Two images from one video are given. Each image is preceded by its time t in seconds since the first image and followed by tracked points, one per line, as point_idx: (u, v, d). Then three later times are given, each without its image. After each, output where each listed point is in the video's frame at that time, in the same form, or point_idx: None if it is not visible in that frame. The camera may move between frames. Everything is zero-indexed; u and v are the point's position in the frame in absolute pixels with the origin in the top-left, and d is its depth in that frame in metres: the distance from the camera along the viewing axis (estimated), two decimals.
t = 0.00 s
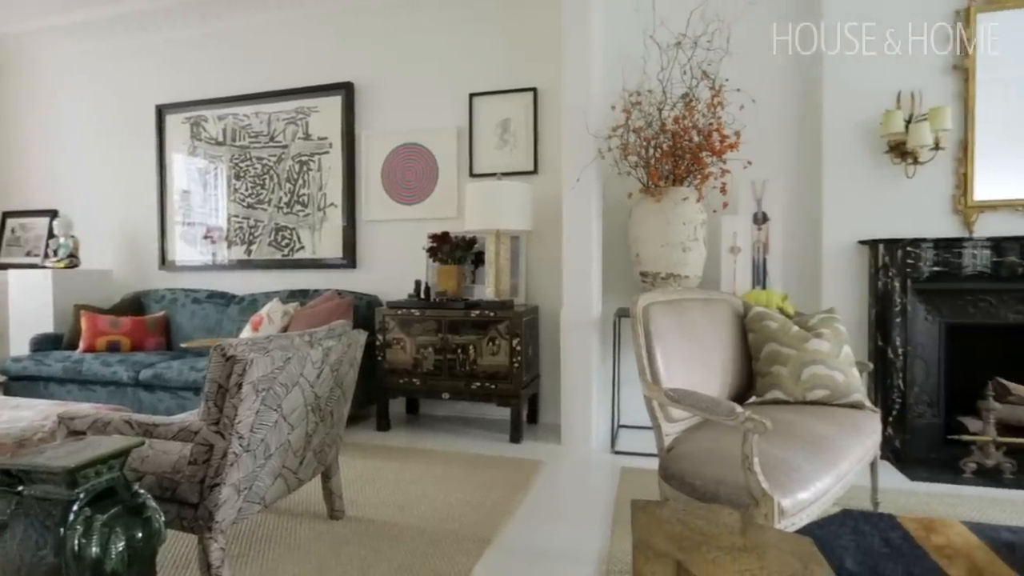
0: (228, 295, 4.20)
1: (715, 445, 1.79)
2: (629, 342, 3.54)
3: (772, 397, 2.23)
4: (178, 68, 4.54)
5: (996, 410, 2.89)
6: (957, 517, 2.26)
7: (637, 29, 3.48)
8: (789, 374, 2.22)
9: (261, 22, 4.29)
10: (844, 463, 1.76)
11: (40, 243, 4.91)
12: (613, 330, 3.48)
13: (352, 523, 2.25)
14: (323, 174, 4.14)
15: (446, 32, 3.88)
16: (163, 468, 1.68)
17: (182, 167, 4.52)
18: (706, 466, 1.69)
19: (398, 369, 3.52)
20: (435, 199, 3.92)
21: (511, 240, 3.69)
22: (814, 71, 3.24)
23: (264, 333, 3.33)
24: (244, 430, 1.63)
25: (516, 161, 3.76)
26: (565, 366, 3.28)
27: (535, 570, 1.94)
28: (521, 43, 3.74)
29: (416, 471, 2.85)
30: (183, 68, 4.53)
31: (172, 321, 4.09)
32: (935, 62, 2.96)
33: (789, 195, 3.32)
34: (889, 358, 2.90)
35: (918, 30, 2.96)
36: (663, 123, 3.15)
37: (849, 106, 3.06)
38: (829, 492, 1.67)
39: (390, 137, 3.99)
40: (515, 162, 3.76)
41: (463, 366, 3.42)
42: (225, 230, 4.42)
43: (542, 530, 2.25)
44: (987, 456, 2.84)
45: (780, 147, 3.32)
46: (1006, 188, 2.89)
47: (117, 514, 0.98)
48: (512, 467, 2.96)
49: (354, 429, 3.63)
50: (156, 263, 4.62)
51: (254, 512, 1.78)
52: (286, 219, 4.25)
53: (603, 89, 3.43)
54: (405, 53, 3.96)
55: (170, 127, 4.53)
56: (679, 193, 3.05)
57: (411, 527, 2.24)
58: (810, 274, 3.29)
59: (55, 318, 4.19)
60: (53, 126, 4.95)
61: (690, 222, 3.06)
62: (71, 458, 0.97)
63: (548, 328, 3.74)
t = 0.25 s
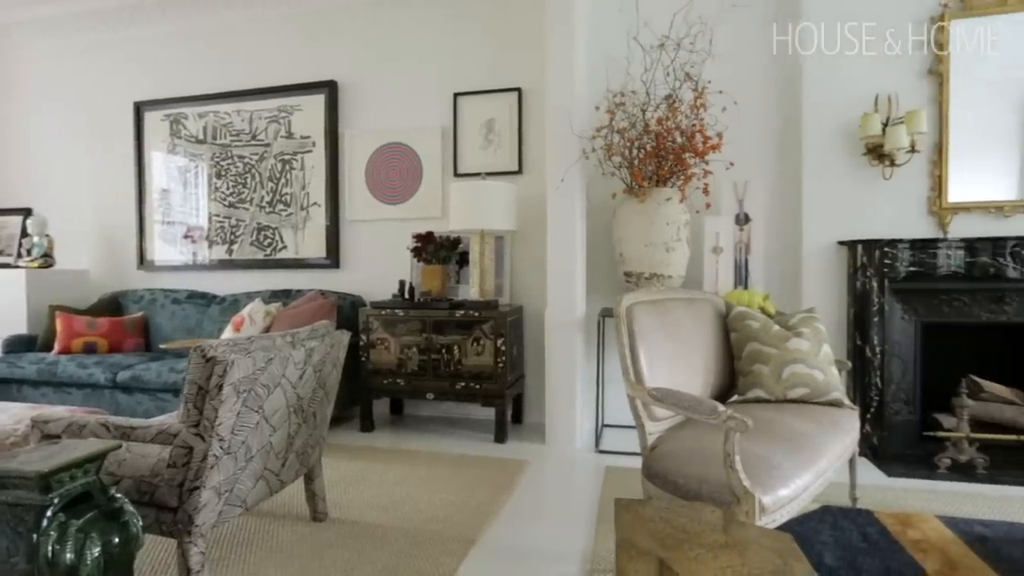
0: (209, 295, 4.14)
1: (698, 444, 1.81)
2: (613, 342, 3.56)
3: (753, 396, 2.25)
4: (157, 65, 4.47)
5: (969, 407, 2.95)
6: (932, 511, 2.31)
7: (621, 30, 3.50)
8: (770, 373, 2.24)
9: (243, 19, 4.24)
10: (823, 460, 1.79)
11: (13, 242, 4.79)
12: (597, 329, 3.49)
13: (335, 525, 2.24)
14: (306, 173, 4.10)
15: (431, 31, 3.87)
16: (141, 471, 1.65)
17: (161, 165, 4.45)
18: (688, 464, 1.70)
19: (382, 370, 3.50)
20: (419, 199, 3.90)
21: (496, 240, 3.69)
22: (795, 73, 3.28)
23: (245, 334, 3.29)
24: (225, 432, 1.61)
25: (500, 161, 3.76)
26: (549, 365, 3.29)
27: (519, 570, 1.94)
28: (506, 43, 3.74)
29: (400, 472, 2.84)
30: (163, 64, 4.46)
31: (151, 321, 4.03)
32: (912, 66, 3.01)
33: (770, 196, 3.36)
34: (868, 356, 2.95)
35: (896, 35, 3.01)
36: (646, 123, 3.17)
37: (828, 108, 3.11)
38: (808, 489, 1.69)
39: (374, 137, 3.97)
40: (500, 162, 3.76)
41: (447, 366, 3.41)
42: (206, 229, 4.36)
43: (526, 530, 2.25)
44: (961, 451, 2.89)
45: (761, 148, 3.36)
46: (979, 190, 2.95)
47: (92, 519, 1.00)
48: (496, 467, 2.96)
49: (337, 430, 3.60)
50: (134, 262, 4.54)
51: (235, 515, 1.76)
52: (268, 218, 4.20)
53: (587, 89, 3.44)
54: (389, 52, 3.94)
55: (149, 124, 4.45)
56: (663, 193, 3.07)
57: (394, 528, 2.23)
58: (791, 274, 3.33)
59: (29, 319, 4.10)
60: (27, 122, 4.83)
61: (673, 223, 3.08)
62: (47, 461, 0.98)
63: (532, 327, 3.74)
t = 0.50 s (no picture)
0: (188, 295, 4.08)
1: (680, 442, 1.82)
2: (597, 342, 3.57)
3: (734, 395, 2.28)
4: (135, 61, 4.39)
5: (944, 404, 2.99)
6: (908, 505, 2.36)
7: (605, 32, 3.52)
8: (751, 372, 2.27)
9: (223, 16, 4.19)
10: (803, 457, 1.81)
11: None
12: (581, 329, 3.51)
13: (317, 528, 2.22)
14: (288, 172, 4.07)
15: (414, 31, 3.85)
16: (117, 475, 1.63)
17: (139, 163, 4.38)
18: (671, 463, 1.71)
19: (366, 371, 3.48)
20: (403, 198, 3.88)
21: (480, 240, 3.69)
22: (776, 76, 3.33)
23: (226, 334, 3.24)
24: (204, 434, 1.59)
25: (484, 161, 3.76)
26: (534, 365, 3.29)
27: (503, 570, 1.95)
28: (490, 43, 3.74)
29: (384, 473, 2.83)
30: (140, 61, 4.38)
31: (128, 322, 3.96)
32: (889, 70, 3.07)
33: (752, 197, 3.40)
34: (846, 354, 3.00)
35: (873, 39, 3.06)
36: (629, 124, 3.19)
37: (808, 111, 3.15)
38: (788, 486, 1.72)
39: (357, 136, 3.94)
40: (484, 162, 3.76)
41: (431, 366, 3.40)
42: (186, 228, 4.30)
43: (510, 530, 2.25)
44: (935, 447, 2.89)
45: (743, 150, 3.40)
46: (954, 192, 3.01)
47: (65, 525, 1.03)
48: (481, 467, 2.96)
49: (320, 431, 3.58)
50: (112, 262, 4.47)
51: (214, 518, 1.74)
52: (249, 218, 4.16)
53: (571, 90, 3.45)
54: (372, 50, 3.92)
55: (126, 121, 4.38)
56: (646, 194, 3.09)
57: (377, 529, 2.21)
58: (772, 274, 3.38)
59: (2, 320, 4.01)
60: None
61: (656, 223, 3.10)
62: (17, 467, 1.00)
63: (516, 327, 3.74)
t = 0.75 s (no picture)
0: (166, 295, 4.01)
1: (662, 441, 1.84)
2: (580, 342, 3.59)
3: (716, 393, 2.30)
4: (110, 57, 4.31)
5: (918, 401, 3.04)
6: (883, 501, 2.41)
7: (588, 33, 3.53)
8: (732, 371, 2.30)
9: (201, 12, 4.13)
10: (782, 455, 1.84)
11: None
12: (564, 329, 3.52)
13: (299, 530, 2.20)
14: (269, 171, 4.02)
15: (396, 29, 3.84)
16: (91, 479, 1.59)
17: (115, 160, 4.29)
18: (653, 461, 1.73)
19: (348, 371, 3.45)
20: (386, 198, 3.86)
21: (463, 240, 3.68)
22: (756, 78, 3.37)
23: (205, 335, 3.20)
24: (182, 437, 1.57)
25: (468, 161, 3.75)
26: (517, 365, 3.30)
27: (486, 570, 1.95)
28: (473, 43, 3.74)
29: (366, 475, 2.81)
30: (116, 56, 4.30)
31: (104, 323, 3.89)
32: (865, 74, 3.12)
33: (733, 197, 3.43)
34: (824, 353, 3.05)
35: (850, 43, 3.12)
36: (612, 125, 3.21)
37: (788, 113, 3.19)
38: (767, 483, 1.74)
39: (339, 135, 3.91)
40: (467, 161, 3.75)
41: (414, 367, 3.38)
42: (164, 227, 4.23)
43: (493, 530, 2.25)
44: (910, 443, 2.97)
45: (725, 151, 3.43)
46: (928, 194, 3.08)
47: (36, 531, 1.02)
48: (464, 467, 2.95)
49: (301, 433, 3.54)
50: (87, 262, 4.38)
51: (193, 522, 1.72)
52: (229, 217, 4.10)
53: (554, 90, 3.46)
54: (354, 49, 3.90)
55: (102, 118, 4.30)
56: (629, 195, 3.11)
57: (360, 531, 2.20)
58: (753, 274, 3.42)
59: None
60: None
61: (639, 223, 3.12)
62: None
63: (500, 327, 3.74)
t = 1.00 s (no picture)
0: (144, 296, 3.95)
1: (645, 440, 1.85)
2: (563, 342, 3.60)
3: (698, 392, 2.32)
4: (85, 52, 4.22)
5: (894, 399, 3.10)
6: (861, 496, 2.45)
7: (572, 34, 3.55)
8: (713, 370, 2.33)
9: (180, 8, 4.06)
10: (762, 452, 1.86)
11: None
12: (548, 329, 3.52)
13: (280, 533, 2.17)
14: (250, 169, 3.97)
15: (379, 28, 3.81)
16: (65, 483, 1.57)
17: (91, 158, 4.21)
18: (637, 461, 1.74)
19: (331, 372, 3.43)
20: (368, 198, 3.84)
21: (447, 240, 3.67)
22: (736, 81, 3.41)
23: (185, 336, 3.15)
24: (160, 440, 1.54)
25: (451, 161, 3.75)
26: (501, 366, 3.30)
27: (469, 570, 1.94)
28: (457, 42, 3.73)
29: (349, 476, 2.79)
30: (91, 52, 4.22)
31: (79, 324, 3.81)
32: (844, 78, 3.17)
33: (715, 198, 3.47)
34: (803, 352, 3.09)
35: (828, 48, 3.17)
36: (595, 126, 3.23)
37: (769, 116, 3.24)
38: (748, 481, 1.76)
39: (320, 134, 3.88)
40: (451, 161, 3.75)
41: (398, 367, 3.37)
42: (141, 226, 4.16)
43: (476, 531, 2.25)
44: (886, 440, 2.99)
45: (706, 152, 3.47)
46: (903, 196, 3.14)
47: (7, 537, 1.00)
48: (448, 468, 2.94)
49: (283, 435, 3.51)
50: (61, 261, 4.29)
51: (171, 527, 1.69)
52: (209, 216, 4.05)
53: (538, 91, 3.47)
54: (336, 47, 3.87)
55: (77, 115, 4.21)
56: (612, 195, 3.13)
57: (343, 533, 2.19)
58: (734, 274, 3.45)
59: None
60: None
61: (622, 224, 3.15)
62: None
63: (484, 327, 3.74)
